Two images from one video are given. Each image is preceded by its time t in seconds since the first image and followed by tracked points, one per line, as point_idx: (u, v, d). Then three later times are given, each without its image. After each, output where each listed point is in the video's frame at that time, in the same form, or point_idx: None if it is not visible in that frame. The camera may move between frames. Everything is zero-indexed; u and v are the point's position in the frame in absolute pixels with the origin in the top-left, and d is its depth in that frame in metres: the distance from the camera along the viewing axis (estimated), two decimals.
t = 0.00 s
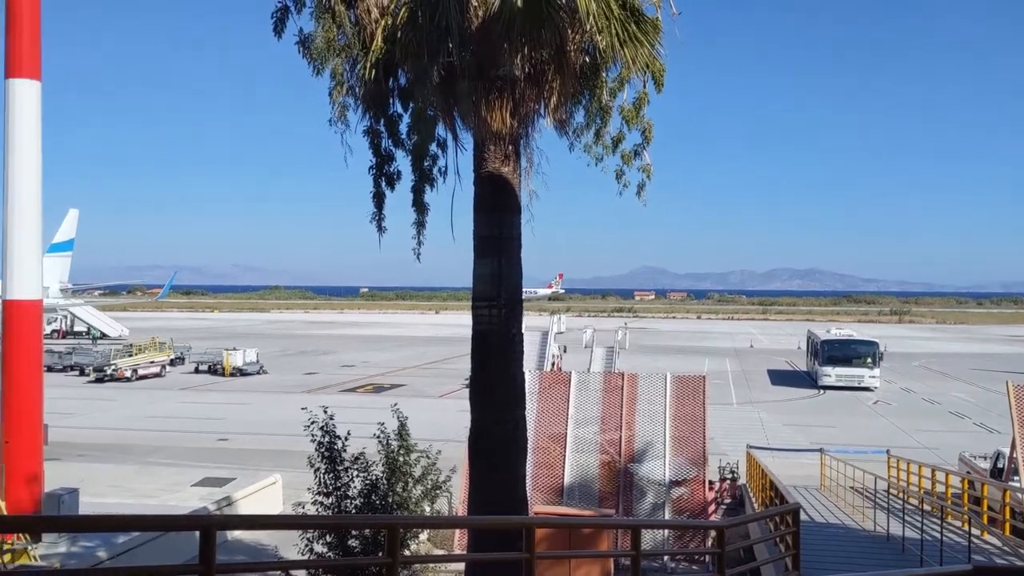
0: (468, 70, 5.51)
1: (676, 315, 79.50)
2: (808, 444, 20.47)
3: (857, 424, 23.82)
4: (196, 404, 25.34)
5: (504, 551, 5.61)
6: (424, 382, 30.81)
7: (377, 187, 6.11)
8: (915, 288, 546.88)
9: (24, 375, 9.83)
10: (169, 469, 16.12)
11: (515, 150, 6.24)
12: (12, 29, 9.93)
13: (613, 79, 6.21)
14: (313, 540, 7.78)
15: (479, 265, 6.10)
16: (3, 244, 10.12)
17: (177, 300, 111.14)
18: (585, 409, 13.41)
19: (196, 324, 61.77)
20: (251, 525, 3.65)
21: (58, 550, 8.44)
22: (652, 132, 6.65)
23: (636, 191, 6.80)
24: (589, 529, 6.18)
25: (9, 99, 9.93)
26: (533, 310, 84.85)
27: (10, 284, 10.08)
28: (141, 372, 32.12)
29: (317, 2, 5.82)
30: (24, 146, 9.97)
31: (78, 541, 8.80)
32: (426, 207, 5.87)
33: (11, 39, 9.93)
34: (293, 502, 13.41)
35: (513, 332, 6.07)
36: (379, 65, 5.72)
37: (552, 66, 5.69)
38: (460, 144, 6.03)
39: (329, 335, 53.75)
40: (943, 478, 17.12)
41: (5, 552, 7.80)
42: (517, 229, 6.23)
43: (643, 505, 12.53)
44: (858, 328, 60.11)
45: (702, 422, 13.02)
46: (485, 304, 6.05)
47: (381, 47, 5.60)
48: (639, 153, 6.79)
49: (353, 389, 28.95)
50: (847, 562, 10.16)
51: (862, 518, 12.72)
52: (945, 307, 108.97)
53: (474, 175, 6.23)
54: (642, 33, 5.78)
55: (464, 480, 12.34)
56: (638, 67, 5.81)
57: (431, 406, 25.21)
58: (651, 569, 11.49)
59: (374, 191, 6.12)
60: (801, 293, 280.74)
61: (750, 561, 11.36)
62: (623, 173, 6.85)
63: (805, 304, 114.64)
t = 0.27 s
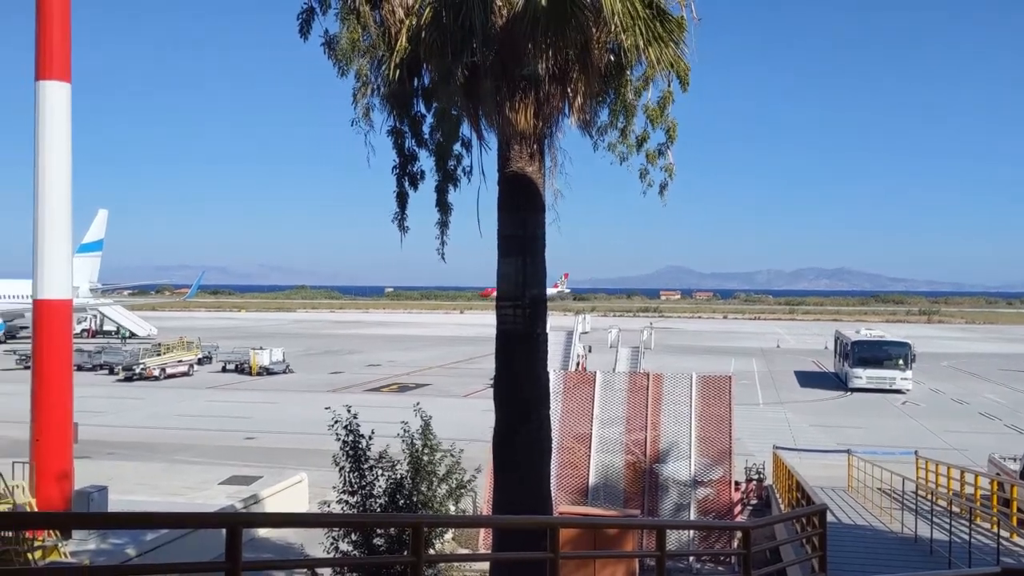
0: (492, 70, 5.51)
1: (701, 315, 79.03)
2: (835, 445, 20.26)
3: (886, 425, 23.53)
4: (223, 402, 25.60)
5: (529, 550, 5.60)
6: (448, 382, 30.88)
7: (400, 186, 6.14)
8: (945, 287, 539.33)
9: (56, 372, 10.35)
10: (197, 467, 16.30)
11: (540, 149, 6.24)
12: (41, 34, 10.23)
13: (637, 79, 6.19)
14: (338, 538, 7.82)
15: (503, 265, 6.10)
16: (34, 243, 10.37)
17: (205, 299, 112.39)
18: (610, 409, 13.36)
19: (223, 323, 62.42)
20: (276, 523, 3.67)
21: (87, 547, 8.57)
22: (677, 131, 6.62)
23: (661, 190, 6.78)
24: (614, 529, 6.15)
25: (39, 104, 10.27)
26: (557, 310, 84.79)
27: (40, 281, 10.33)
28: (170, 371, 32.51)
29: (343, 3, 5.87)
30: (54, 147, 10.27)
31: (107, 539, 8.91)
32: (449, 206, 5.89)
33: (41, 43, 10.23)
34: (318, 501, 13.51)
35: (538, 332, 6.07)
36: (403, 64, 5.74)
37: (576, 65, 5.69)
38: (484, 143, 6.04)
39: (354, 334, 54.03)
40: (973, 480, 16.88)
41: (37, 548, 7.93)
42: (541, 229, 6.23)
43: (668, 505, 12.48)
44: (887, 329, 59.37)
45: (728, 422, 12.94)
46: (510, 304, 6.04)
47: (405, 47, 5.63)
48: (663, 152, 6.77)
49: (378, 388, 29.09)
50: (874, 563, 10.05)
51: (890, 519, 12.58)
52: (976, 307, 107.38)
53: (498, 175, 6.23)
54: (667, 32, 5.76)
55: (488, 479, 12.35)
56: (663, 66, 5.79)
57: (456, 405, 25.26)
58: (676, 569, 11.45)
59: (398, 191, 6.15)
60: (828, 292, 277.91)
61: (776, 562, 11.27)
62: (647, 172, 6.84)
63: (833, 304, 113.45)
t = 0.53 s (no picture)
0: (515, 70, 5.51)
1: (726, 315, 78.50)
2: (861, 446, 20.05)
3: (913, 426, 23.25)
4: (248, 401, 25.82)
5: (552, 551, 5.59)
6: (472, 382, 30.92)
7: (423, 187, 6.16)
8: (975, 288, 531.77)
9: (85, 373, 10.50)
10: (222, 465, 16.46)
11: (563, 148, 6.22)
12: (71, 35, 10.37)
13: (662, 78, 6.16)
14: (362, 537, 7.86)
15: (526, 265, 6.10)
16: (62, 242, 10.52)
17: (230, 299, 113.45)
18: (634, 409, 13.30)
19: (249, 323, 62.97)
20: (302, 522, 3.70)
21: (114, 544, 8.68)
22: (701, 130, 6.58)
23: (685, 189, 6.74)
24: (637, 530, 6.13)
25: (68, 105, 10.43)
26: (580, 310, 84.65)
27: (69, 281, 10.49)
28: (196, 370, 32.85)
29: (367, 5, 5.91)
30: (83, 148, 10.42)
31: (134, 536, 9.01)
32: (472, 206, 5.90)
33: (70, 45, 10.37)
34: (343, 499, 13.59)
35: (561, 333, 6.07)
36: (427, 65, 5.76)
37: (600, 65, 5.67)
38: (507, 143, 6.04)
39: (378, 334, 54.27)
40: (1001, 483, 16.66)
41: (65, 544, 8.03)
42: (565, 229, 6.21)
43: (692, 507, 12.42)
44: (915, 329, 58.64)
45: (752, 423, 12.82)
46: (533, 304, 6.04)
47: (429, 48, 5.65)
48: (687, 152, 6.74)
49: (402, 387, 29.20)
50: (898, 566, 9.95)
51: (916, 521, 12.44)
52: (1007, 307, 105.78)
53: (520, 175, 6.23)
54: (690, 31, 5.72)
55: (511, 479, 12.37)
56: (687, 65, 5.76)
57: (479, 405, 25.28)
58: (700, 571, 11.40)
59: (421, 191, 6.17)
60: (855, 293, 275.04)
61: (801, 564, 11.19)
62: (671, 172, 6.80)
63: (859, 304, 112.23)
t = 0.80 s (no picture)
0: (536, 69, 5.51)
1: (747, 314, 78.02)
2: (884, 447, 19.86)
3: (937, 427, 22.99)
4: (270, 399, 26.00)
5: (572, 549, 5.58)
6: (491, 380, 30.94)
7: (444, 186, 6.16)
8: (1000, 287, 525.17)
9: (109, 372, 10.63)
10: (243, 463, 16.57)
11: (583, 147, 6.20)
12: (94, 37, 10.48)
13: (683, 77, 6.13)
14: (382, 535, 7.88)
15: (546, 264, 6.09)
16: (86, 241, 10.63)
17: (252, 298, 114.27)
18: (654, 409, 13.25)
19: (271, 321, 63.39)
20: (323, 520, 3.71)
21: (137, 540, 8.77)
22: (723, 129, 6.54)
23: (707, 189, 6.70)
24: (657, 530, 6.10)
25: (92, 105, 10.54)
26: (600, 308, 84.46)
27: (92, 279, 10.60)
28: (218, 368, 33.12)
29: (388, 5, 5.92)
30: (106, 149, 10.53)
31: (157, 532, 9.09)
32: (493, 205, 5.89)
33: (94, 46, 10.48)
34: (362, 497, 13.65)
35: (581, 331, 6.05)
36: (448, 64, 5.76)
37: (620, 64, 5.65)
38: (527, 143, 6.03)
39: (398, 332, 54.45)
40: None
41: (88, 540, 8.12)
42: (585, 228, 6.20)
43: (712, 507, 12.36)
44: (939, 329, 57.99)
45: (773, 423, 12.74)
46: (553, 303, 6.03)
47: (450, 47, 5.65)
48: (709, 151, 6.70)
49: (422, 386, 29.26)
50: (920, 566, 9.86)
51: (938, 522, 12.32)
52: None
53: (541, 174, 6.22)
54: (711, 29, 5.70)
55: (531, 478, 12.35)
56: (708, 64, 5.72)
57: (498, 404, 25.28)
58: (720, 570, 11.34)
59: (442, 190, 6.17)
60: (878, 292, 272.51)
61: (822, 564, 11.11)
62: (693, 172, 6.77)
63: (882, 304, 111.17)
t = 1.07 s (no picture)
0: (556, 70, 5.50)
1: (768, 315, 77.45)
2: (907, 449, 19.66)
3: (961, 429, 22.72)
4: (290, 399, 26.14)
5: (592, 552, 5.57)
6: (510, 382, 30.94)
7: (465, 187, 6.17)
8: None
9: (132, 372, 10.73)
10: (264, 463, 16.68)
11: (603, 148, 6.18)
12: (117, 40, 10.60)
13: (704, 78, 6.10)
14: (402, 535, 7.91)
15: (566, 265, 6.08)
16: (109, 242, 10.74)
17: (272, 299, 115.04)
18: (673, 410, 13.18)
19: (291, 322, 63.79)
20: (341, 520, 3.72)
21: (159, 540, 8.85)
22: (745, 130, 6.50)
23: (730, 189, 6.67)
24: (677, 532, 6.08)
25: (115, 107, 10.66)
26: (619, 310, 84.27)
27: (115, 281, 10.71)
28: (238, 368, 33.36)
29: (408, 6, 5.93)
30: (129, 151, 10.63)
31: (178, 532, 9.17)
32: (513, 206, 5.89)
33: (117, 49, 10.59)
34: (382, 498, 13.70)
35: (601, 332, 6.03)
36: (468, 65, 5.77)
37: (641, 66, 5.64)
38: (547, 143, 6.02)
39: (418, 333, 54.63)
40: None
41: (111, 539, 8.20)
42: (605, 229, 6.18)
43: (733, 510, 12.30)
44: (964, 331, 57.30)
45: (795, 425, 12.62)
46: (573, 304, 6.02)
47: (470, 49, 5.65)
48: (731, 151, 6.66)
49: (441, 387, 29.32)
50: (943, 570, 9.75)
51: (961, 525, 12.17)
52: None
53: (560, 175, 6.20)
54: (731, 30, 5.66)
55: (550, 480, 12.34)
56: (728, 64, 5.69)
57: (518, 405, 25.27)
58: (740, 572, 11.29)
59: (462, 192, 6.18)
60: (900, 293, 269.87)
61: (843, 567, 11.02)
62: (715, 172, 6.74)
63: (905, 305, 110.02)
